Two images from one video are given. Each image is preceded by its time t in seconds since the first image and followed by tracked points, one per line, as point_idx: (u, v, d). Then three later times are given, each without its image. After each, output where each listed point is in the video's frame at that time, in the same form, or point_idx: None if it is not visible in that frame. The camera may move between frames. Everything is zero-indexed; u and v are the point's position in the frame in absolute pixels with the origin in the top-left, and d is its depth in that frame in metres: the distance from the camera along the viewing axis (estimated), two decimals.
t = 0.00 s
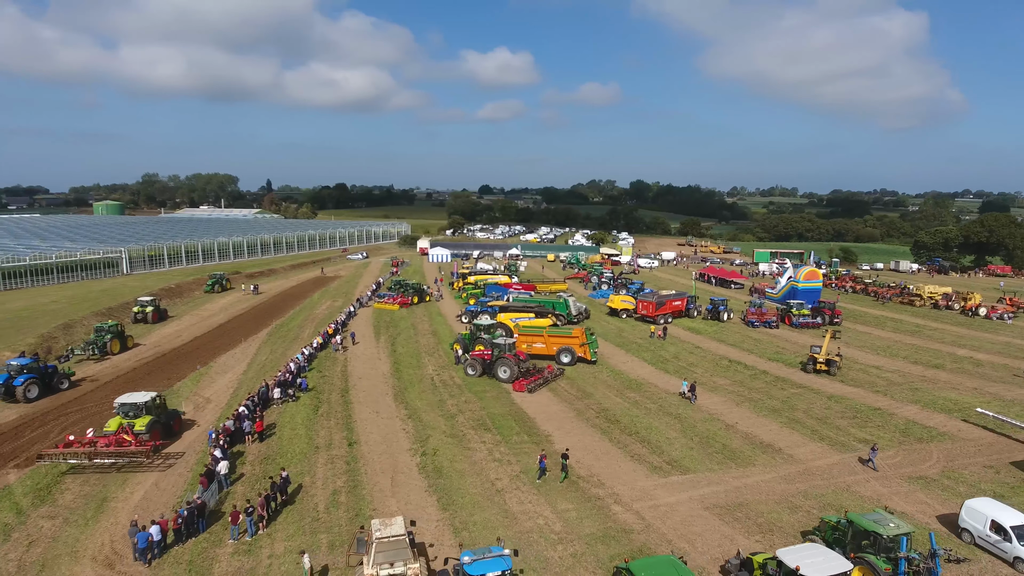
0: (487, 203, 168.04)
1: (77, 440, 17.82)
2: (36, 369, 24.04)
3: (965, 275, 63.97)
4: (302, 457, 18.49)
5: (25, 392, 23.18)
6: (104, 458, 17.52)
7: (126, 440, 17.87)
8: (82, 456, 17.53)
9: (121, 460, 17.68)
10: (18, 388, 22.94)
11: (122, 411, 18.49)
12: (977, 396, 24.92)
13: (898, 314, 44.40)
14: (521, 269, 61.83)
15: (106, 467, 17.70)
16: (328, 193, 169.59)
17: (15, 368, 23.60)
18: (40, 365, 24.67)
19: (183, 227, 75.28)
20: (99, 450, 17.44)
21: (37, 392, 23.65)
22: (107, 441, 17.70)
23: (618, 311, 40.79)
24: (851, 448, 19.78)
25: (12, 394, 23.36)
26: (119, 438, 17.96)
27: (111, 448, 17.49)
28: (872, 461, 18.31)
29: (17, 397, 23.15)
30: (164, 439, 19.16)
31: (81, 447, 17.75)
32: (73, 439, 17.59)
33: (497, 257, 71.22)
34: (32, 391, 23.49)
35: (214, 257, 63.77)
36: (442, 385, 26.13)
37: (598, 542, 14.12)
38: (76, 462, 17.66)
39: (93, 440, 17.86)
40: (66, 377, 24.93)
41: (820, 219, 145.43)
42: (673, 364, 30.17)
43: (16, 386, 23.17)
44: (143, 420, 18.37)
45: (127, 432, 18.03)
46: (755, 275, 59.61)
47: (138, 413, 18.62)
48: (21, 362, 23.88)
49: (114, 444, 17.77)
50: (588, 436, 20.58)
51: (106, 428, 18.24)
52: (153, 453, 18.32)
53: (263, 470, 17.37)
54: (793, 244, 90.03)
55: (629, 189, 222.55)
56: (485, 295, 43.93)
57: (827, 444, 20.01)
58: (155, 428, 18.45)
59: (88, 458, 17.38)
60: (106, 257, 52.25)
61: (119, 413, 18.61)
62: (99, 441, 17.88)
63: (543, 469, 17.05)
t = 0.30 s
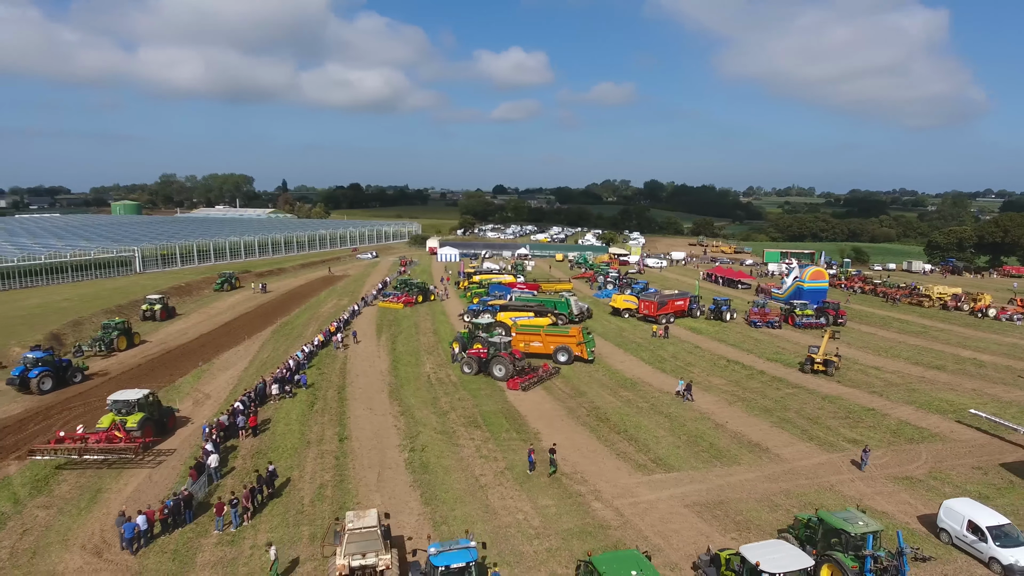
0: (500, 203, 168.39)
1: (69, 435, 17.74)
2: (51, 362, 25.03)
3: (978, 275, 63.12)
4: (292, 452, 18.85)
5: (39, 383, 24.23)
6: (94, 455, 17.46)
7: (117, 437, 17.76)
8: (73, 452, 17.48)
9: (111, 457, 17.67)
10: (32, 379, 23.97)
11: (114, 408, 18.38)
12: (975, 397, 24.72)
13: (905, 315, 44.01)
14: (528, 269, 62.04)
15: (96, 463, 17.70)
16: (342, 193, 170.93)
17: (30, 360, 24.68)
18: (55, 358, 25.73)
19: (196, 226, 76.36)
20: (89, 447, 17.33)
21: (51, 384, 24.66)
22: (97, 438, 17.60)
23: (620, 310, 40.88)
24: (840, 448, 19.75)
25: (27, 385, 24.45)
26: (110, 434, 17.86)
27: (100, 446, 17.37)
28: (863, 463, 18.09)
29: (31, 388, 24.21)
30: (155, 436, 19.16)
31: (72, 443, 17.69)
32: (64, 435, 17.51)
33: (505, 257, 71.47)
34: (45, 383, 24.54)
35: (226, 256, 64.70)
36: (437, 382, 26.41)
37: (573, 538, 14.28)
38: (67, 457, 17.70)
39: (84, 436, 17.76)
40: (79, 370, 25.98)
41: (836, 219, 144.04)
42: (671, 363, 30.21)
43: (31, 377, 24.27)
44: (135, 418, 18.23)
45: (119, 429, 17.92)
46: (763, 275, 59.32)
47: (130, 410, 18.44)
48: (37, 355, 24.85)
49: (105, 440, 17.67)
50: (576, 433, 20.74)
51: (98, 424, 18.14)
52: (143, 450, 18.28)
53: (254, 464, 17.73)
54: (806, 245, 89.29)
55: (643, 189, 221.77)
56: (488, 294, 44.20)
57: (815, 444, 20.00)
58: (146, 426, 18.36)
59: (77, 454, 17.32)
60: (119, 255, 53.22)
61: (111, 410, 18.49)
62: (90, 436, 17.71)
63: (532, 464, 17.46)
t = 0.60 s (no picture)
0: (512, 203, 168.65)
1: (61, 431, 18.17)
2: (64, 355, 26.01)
3: (991, 276, 62.30)
4: (283, 447, 19.24)
5: (52, 376, 25.15)
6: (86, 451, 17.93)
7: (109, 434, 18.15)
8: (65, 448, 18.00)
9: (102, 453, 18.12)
10: (45, 372, 24.88)
11: (107, 404, 18.74)
12: (970, 398, 24.56)
13: (911, 316, 43.64)
14: (534, 269, 62.27)
15: (87, 459, 18.12)
16: (356, 194, 172.28)
17: (45, 353, 25.69)
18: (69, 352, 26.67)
19: (208, 225, 77.41)
20: (80, 443, 17.82)
21: (63, 377, 25.54)
22: (89, 434, 18.04)
23: (622, 310, 41.01)
24: (826, 447, 19.77)
25: (41, 377, 25.41)
26: (102, 431, 18.25)
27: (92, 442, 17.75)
28: (855, 465, 17.95)
29: (45, 380, 25.15)
30: (149, 432, 19.63)
31: (64, 440, 18.14)
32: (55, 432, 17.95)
33: (513, 257, 71.72)
34: (58, 376, 25.46)
35: (236, 255, 65.63)
36: (432, 380, 26.73)
37: (548, 532, 14.51)
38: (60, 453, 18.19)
39: (77, 432, 18.23)
40: (91, 365, 26.83)
41: (850, 219, 142.64)
42: (667, 363, 30.29)
43: (44, 370, 25.20)
44: (127, 415, 18.59)
45: (111, 426, 18.31)
46: (770, 275, 59.05)
47: (123, 407, 18.82)
48: (51, 349, 25.85)
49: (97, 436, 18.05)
50: (564, 431, 20.96)
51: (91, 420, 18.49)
52: (134, 446, 18.65)
53: (244, 458, 18.14)
54: (817, 245, 88.55)
55: (657, 189, 220.95)
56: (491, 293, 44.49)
57: (802, 443, 20.04)
58: (139, 422, 18.73)
59: (69, 450, 17.85)
60: (131, 255, 54.19)
61: (104, 407, 18.87)
62: (83, 432, 18.21)
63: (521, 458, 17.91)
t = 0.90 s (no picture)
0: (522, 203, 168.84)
1: (53, 426, 18.66)
2: (75, 351, 26.98)
3: (1001, 276, 61.61)
4: (272, 442, 19.63)
5: (61, 371, 26.11)
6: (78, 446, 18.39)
7: (101, 429, 18.63)
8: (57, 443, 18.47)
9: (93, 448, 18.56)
10: (54, 367, 25.83)
11: (99, 401, 19.30)
12: (962, 398, 24.47)
13: (914, 317, 43.33)
14: (538, 268, 62.53)
15: (79, 454, 18.57)
16: (367, 193, 173.39)
17: (55, 348, 26.63)
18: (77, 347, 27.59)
19: (218, 224, 78.33)
20: (71, 438, 18.30)
21: (71, 372, 26.52)
22: (80, 429, 18.52)
23: (621, 309, 41.17)
24: (809, 446, 19.84)
25: (51, 371, 26.38)
26: (94, 426, 18.74)
27: (82, 437, 18.23)
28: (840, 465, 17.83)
29: (54, 375, 26.11)
30: (141, 428, 20.09)
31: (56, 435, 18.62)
32: (48, 426, 18.45)
33: (518, 256, 71.96)
34: (67, 370, 26.41)
35: (245, 255, 66.41)
36: (426, 378, 27.07)
37: (522, 527, 14.73)
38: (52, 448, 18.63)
39: (68, 427, 18.71)
40: (98, 359, 27.80)
41: (863, 219, 141.34)
42: (661, 362, 30.39)
43: (54, 364, 26.16)
44: (118, 411, 19.09)
45: (102, 421, 18.80)
46: (775, 275, 58.84)
47: (115, 404, 19.35)
48: (60, 344, 26.76)
49: (89, 431, 18.53)
50: (550, 428, 21.18)
51: (83, 417, 19.03)
52: (125, 442, 19.08)
53: (232, 452, 18.54)
54: (826, 245, 87.92)
55: (668, 189, 220.11)
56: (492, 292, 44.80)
57: (785, 442, 20.10)
58: (130, 418, 19.21)
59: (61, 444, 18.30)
60: (141, 254, 55.06)
61: (97, 404, 19.42)
62: (74, 428, 18.69)
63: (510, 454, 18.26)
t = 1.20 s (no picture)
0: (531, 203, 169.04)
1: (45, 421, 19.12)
2: (80, 346, 27.73)
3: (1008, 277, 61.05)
4: (260, 438, 20.00)
5: (68, 365, 26.95)
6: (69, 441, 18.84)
7: (91, 425, 19.09)
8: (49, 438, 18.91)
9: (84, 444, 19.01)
10: (62, 362, 26.68)
11: (91, 398, 19.76)
12: (952, 399, 24.42)
13: (915, 317, 43.15)
14: (541, 268, 62.72)
15: (71, 449, 19.02)
16: (376, 194, 174.31)
17: (63, 343, 27.48)
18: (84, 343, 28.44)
19: (226, 224, 79.06)
20: (62, 433, 18.75)
21: (78, 367, 27.36)
22: (71, 425, 18.97)
23: (620, 309, 41.40)
24: (792, 445, 19.92)
25: (58, 366, 27.23)
26: (85, 422, 19.20)
27: (72, 433, 18.68)
28: (823, 468, 17.70)
29: (61, 369, 26.96)
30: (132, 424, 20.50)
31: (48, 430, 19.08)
32: (40, 422, 18.92)
33: (522, 256, 72.19)
34: (73, 365, 27.24)
35: (251, 255, 67.09)
36: (418, 376, 27.38)
37: (497, 522, 14.98)
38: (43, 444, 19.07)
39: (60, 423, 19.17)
40: (104, 355, 28.65)
41: (874, 219, 140.37)
42: (654, 362, 30.53)
43: (61, 359, 27.00)
44: (109, 408, 19.54)
45: (93, 417, 19.25)
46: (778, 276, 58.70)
47: (106, 401, 19.81)
48: (68, 339, 27.61)
49: (80, 427, 18.99)
50: (536, 426, 21.40)
51: (75, 413, 19.50)
52: (115, 438, 19.52)
53: (221, 447, 18.92)
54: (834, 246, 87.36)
55: (678, 189, 219.46)
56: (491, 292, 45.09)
57: (768, 441, 20.21)
58: (120, 415, 19.65)
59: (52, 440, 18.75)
60: (147, 254, 55.80)
61: (89, 401, 19.89)
62: (65, 424, 19.14)
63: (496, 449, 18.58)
